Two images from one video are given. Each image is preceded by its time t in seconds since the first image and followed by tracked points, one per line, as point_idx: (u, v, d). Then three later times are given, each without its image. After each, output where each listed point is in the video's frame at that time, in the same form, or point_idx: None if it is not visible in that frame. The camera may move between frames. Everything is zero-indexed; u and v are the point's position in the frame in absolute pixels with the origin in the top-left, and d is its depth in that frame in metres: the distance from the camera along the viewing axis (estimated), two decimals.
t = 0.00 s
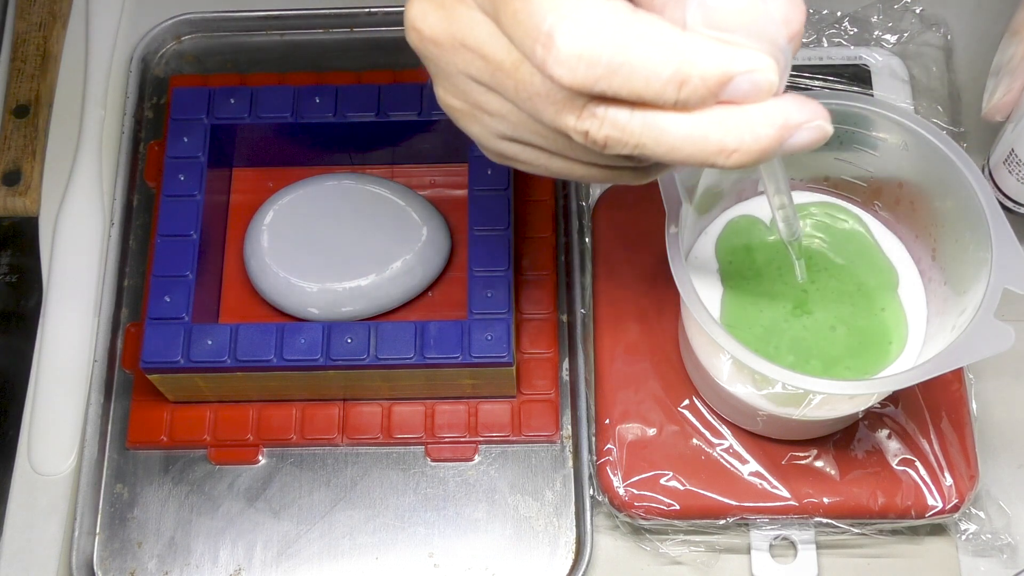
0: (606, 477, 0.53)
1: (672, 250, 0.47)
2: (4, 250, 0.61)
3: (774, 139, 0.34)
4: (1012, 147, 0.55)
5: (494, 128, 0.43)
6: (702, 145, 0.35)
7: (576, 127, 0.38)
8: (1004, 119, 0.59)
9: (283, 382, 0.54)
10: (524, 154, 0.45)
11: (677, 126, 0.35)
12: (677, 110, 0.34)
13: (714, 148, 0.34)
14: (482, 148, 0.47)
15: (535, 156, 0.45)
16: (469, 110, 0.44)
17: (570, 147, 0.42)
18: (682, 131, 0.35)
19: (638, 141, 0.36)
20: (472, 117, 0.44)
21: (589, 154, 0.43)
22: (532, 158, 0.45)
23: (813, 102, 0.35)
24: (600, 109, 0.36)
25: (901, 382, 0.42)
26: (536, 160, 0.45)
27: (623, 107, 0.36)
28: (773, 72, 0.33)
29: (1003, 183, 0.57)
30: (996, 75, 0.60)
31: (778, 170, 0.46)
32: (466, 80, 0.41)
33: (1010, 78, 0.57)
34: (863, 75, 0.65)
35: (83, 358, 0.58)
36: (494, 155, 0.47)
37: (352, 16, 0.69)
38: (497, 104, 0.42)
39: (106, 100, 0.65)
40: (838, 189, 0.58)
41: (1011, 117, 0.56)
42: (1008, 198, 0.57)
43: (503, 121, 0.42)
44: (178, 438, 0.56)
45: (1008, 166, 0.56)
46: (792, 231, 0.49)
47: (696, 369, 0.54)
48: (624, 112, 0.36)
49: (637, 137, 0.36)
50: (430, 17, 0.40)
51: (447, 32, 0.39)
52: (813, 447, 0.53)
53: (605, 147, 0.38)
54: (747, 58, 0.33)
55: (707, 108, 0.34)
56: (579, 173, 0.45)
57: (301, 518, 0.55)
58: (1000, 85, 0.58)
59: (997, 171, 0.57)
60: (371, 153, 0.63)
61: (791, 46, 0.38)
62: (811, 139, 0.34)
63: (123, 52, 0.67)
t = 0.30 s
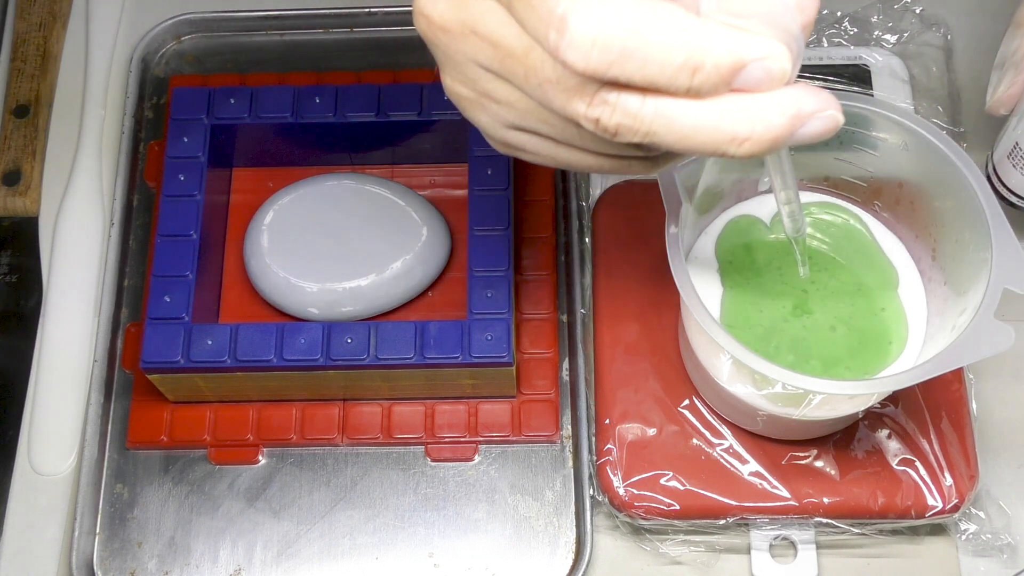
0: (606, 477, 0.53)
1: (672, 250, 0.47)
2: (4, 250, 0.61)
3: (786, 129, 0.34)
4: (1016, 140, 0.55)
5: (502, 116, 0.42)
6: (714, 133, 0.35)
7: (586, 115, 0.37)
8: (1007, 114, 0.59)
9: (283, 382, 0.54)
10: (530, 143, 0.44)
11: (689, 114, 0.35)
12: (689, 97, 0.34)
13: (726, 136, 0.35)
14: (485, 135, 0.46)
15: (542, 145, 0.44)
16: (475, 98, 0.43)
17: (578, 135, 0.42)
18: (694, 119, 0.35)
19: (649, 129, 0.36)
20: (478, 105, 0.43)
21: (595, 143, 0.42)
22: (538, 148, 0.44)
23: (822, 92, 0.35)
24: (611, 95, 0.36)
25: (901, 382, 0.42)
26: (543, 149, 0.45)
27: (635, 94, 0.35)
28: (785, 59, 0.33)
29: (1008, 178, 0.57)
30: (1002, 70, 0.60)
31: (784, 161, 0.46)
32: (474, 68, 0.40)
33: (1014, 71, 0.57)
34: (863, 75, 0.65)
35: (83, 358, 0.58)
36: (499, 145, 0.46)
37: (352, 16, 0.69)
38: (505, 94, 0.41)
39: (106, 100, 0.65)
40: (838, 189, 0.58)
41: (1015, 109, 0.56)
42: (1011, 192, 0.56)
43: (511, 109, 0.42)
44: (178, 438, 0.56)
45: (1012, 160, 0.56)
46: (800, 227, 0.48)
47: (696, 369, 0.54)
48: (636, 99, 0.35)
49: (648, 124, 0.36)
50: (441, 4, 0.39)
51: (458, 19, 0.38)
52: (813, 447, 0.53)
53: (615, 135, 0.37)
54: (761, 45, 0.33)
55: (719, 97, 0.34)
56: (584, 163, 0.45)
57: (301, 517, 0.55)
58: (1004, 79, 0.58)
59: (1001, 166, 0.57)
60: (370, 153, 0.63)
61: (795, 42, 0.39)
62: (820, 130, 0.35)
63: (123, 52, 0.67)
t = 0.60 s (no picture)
0: (606, 477, 0.53)
1: (672, 250, 0.47)
2: (4, 250, 0.61)
3: (797, 129, 0.34)
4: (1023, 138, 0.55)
5: (511, 117, 0.42)
6: (726, 134, 0.35)
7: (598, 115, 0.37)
8: (1013, 110, 0.59)
9: (283, 382, 0.54)
10: (540, 143, 0.44)
11: (701, 114, 0.35)
12: (702, 98, 0.34)
13: (738, 136, 0.35)
14: (495, 137, 0.46)
15: (551, 146, 0.44)
16: (485, 98, 0.43)
17: (590, 136, 0.42)
18: (706, 119, 0.35)
19: (661, 129, 0.36)
20: (486, 105, 0.43)
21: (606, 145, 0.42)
22: (548, 148, 0.44)
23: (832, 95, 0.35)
24: (622, 95, 0.36)
25: (902, 382, 0.42)
26: (552, 150, 0.44)
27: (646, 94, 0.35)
28: (796, 61, 0.33)
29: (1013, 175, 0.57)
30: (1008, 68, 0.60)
31: (790, 156, 0.45)
32: (483, 67, 0.40)
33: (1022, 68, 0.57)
34: (863, 75, 0.65)
35: (83, 358, 0.58)
36: (506, 144, 0.46)
37: (352, 16, 0.69)
38: (516, 91, 0.41)
39: (106, 100, 0.65)
40: (838, 189, 0.58)
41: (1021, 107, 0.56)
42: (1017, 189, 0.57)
43: (522, 110, 0.41)
44: (177, 438, 0.56)
45: (1018, 157, 0.56)
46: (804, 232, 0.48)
47: (696, 369, 0.54)
48: (647, 99, 0.35)
49: (659, 125, 0.35)
50: (451, 3, 0.39)
51: (468, 18, 0.38)
52: (813, 447, 0.53)
53: (626, 135, 0.37)
54: (774, 46, 0.33)
55: (731, 97, 0.35)
56: (594, 163, 0.44)
57: (301, 518, 0.55)
58: (1012, 75, 0.58)
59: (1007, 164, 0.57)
60: (370, 153, 0.63)
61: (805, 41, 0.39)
62: (830, 131, 0.35)
63: (123, 52, 0.67)
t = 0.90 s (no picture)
0: (606, 477, 0.53)
1: (672, 250, 0.47)
2: (4, 250, 0.61)
3: (817, 124, 0.34)
4: None
5: (525, 111, 0.42)
6: (746, 128, 0.35)
7: (618, 107, 0.37)
8: (1017, 112, 0.59)
9: (283, 382, 0.54)
10: (553, 140, 0.44)
11: (722, 107, 0.35)
12: (723, 90, 0.34)
13: (758, 131, 0.34)
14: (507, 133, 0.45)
15: (566, 142, 0.44)
16: (499, 92, 0.42)
17: (606, 130, 0.41)
18: (727, 113, 0.35)
19: (682, 122, 0.36)
20: (501, 100, 0.42)
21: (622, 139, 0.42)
22: (562, 145, 0.44)
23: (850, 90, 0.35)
24: (644, 87, 0.36)
25: (902, 382, 0.42)
26: (565, 145, 0.44)
27: (669, 86, 0.35)
28: (819, 54, 0.33)
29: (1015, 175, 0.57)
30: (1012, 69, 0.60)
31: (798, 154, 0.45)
32: (501, 61, 0.40)
33: None
34: (863, 75, 0.65)
35: (83, 358, 0.58)
36: (518, 141, 0.46)
37: (352, 16, 0.69)
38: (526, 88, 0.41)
39: (106, 100, 0.65)
40: (838, 189, 0.57)
41: None
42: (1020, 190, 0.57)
43: (537, 104, 0.41)
44: (178, 438, 0.56)
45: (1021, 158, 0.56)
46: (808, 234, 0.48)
47: (696, 369, 0.54)
48: (669, 91, 0.35)
49: (680, 117, 0.35)
50: None
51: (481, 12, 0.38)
52: (813, 447, 0.53)
53: (647, 128, 0.37)
54: (798, 40, 0.33)
55: (752, 91, 0.34)
56: (608, 159, 0.44)
57: (301, 518, 0.55)
58: (1015, 77, 0.58)
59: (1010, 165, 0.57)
60: (370, 153, 0.63)
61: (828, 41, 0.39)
62: (849, 126, 0.35)
63: (123, 52, 0.67)
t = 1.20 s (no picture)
0: (606, 477, 0.53)
1: (672, 250, 0.47)
2: (4, 250, 0.61)
3: (821, 84, 0.33)
4: None
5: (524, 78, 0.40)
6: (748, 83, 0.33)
7: (620, 59, 0.36)
8: (1021, 110, 0.59)
9: (283, 382, 0.54)
10: (554, 108, 0.41)
11: (727, 57, 0.34)
12: (729, 40, 0.34)
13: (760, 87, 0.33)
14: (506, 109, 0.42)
15: (566, 111, 0.40)
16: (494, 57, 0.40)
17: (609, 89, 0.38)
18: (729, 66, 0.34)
19: (684, 75, 0.35)
20: (497, 62, 0.40)
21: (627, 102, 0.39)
22: (563, 115, 0.41)
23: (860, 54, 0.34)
24: (647, 36, 0.35)
25: (902, 382, 0.42)
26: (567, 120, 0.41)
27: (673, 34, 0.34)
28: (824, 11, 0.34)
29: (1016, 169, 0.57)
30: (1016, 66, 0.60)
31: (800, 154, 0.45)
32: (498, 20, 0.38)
33: None
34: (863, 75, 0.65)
35: (83, 358, 0.58)
36: (514, 111, 0.42)
37: (352, 15, 0.69)
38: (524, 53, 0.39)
39: (106, 100, 0.65)
40: (838, 189, 0.57)
41: None
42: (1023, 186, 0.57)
43: (534, 65, 0.39)
44: (177, 438, 0.56)
45: None
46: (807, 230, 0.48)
47: (696, 369, 0.54)
48: (674, 38, 0.34)
49: (683, 67, 0.34)
50: None
51: None
52: (813, 447, 0.53)
53: (647, 82, 0.36)
54: None
55: (756, 45, 0.34)
56: (614, 127, 0.41)
57: (301, 518, 0.55)
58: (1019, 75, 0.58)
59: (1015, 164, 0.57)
60: (370, 153, 0.63)
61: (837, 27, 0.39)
62: (856, 90, 0.33)
63: (123, 52, 0.67)
